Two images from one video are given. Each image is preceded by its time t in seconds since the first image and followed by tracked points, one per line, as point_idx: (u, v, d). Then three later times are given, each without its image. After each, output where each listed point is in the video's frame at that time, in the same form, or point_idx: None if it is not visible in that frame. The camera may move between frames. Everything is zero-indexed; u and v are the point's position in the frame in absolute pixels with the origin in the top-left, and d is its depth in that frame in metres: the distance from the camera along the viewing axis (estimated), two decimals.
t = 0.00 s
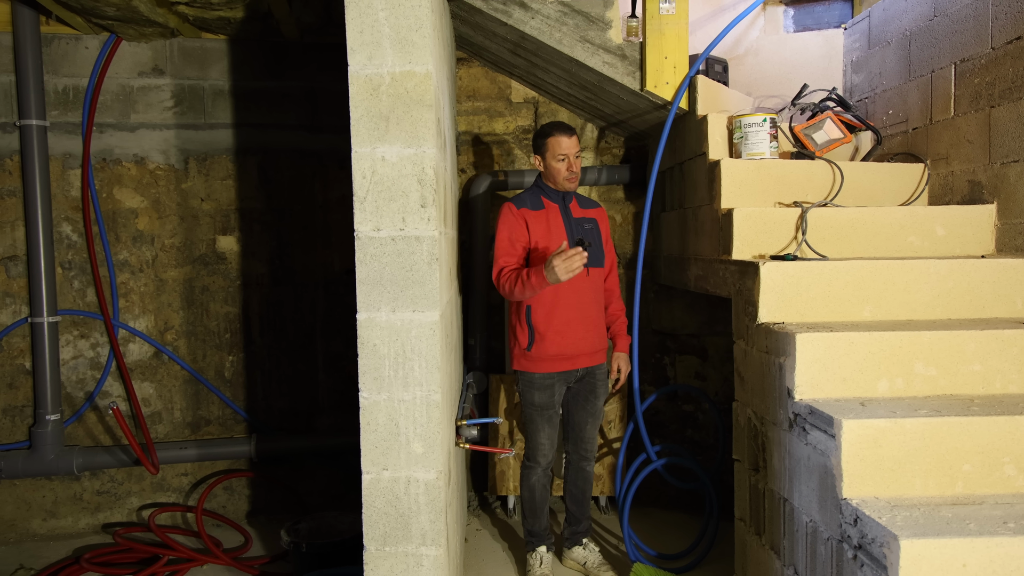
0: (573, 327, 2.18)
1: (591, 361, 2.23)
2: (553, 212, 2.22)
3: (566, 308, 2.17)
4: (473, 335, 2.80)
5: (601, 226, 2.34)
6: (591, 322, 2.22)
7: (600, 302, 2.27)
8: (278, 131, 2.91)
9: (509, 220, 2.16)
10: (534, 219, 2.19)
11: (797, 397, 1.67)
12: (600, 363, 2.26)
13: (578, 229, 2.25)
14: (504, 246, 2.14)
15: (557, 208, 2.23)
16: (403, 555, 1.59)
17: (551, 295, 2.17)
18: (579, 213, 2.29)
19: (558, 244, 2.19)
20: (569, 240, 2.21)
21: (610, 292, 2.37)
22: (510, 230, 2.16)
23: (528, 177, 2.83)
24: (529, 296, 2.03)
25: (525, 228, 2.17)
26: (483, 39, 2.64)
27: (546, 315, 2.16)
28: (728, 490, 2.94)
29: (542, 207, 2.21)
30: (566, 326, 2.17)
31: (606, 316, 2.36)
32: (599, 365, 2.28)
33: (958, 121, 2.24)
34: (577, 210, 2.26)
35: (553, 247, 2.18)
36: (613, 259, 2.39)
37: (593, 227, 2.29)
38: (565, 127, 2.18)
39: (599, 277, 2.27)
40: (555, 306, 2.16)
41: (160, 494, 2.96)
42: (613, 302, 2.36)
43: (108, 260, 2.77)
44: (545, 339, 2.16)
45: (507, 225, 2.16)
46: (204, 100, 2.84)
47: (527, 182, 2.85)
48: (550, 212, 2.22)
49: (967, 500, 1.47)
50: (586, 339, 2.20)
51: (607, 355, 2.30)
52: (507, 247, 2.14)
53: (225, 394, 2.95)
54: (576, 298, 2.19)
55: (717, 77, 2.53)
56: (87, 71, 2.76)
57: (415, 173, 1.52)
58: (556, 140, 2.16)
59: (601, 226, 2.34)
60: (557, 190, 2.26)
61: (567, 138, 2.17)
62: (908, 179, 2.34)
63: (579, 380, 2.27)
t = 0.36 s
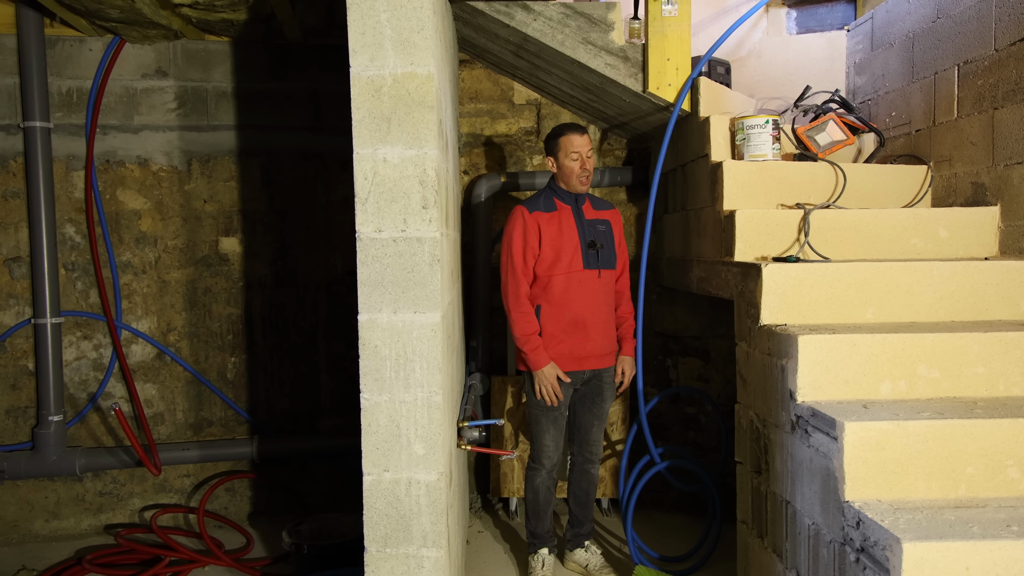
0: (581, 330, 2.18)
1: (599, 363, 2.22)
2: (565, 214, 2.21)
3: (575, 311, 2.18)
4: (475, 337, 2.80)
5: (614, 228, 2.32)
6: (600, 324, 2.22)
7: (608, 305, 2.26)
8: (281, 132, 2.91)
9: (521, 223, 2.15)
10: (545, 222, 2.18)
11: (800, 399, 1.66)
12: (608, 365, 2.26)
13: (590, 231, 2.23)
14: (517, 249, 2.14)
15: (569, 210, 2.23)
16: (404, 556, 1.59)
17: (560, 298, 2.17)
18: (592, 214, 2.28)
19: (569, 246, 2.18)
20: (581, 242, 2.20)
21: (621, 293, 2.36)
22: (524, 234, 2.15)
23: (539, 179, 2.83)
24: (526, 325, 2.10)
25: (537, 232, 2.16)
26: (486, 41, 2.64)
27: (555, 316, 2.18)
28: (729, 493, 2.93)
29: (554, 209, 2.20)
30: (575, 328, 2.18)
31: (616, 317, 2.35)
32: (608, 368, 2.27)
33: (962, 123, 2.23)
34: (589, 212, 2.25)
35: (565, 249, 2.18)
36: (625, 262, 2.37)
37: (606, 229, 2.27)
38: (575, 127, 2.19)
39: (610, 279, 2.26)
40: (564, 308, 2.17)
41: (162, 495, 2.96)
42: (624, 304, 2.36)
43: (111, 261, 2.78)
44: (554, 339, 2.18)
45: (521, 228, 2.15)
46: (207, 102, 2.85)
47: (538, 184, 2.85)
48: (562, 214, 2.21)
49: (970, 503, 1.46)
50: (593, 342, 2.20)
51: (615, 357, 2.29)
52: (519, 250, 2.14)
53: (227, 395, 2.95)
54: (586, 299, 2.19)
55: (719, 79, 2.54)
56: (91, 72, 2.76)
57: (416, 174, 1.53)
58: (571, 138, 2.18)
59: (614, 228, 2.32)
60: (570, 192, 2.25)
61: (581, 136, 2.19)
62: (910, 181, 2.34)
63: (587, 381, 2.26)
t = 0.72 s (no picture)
0: (579, 332, 2.17)
1: (596, 367, 2.20)
2: (567, 215, 2.20)
3: (573, 312, 2.17)
4: (476, 338, 2.79)
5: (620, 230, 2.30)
6: (600, 327, 2.20)
7: (610, 308, 2.24)
8: (283, 132, 2.91)
9: (523, 222, 2.18)
10: (546, 222, 2.18)
11: (802, 402, 1.65)
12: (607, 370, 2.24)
13: (593, 232, 2.22)
14: (519, 249, 2.16)
15: (572, 211, 2.22)
16: (403, 558, 1.58)
17: (559, 299, 2.17)
18: (596, 216, 2.26)
19: (570, 247, 2.18)
20: (582, 243, 2.20)
21: (626, 296, 2.34)
22: (524, 233, 2.17)
23: (542, 180, 2.83)
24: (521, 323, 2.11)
25: (537, 231, 2.17)
26: (489, 42, 2.63)
27: (554, 317, 2.17)
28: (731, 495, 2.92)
29: (556, 210, 2.20)
30: (573, 330, 2.17)
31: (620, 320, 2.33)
32: (607, 372, 2.25)
33: (965, 125, 2.22)
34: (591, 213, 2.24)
35: (564, 250, 2.17)
36: (631, 265, 2.35)
37: (610, 231, 2.26)
38: (573, 125, 2.20)
39: (613, 281, 2.25)
40: (563, 310, 2.17)
41: (162, 495, 2.96)
42: (627, 307, 2.33)
43: (112, 261, 2.78)
44: (551, 340, 2.17)
45: (521, 227, 2.18)
46: (209, 101, 2.85)
47: (543, 186, 2.85)
48: (563, 215, 2.20)
49: (973, 507, 1.45)
50: (590, 346, 2.18)
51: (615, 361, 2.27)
52: (521, 249, 2.16)
53: (228, 395, 2.95)
54: (585, 301, 2.18)
55: (723, 80, 2.53)
56: (93, 71, 2.76)
57: (417, 174, 1.52)
58: (570, 135, 2.18)
59: (620, 230, 2.30)
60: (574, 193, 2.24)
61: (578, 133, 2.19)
62: (914, 183, 2.33)
63: (587, 384, 2.26)
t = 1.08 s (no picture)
0: (577, 332, 2.17)
1: (596, 366, 2.20)
2: (563, 215, 2.20)
3: (572, 312, 2.17)
4: (475, 337, 2.79)
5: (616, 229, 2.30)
6: (598, 326, 2.20)
7: (609, 307, 2.23)
8: (283, 130, 2.91)
9: (518, 224, 2.18)
10: (542, 223, 2.18)
11: (800, 403, 1.65)
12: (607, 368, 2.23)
13: (589, 231, 2.22)
14: (515, 250, 2.17)
15: (568, 211, 2.22)
16: (400, 557, 1.58)
17: (557, 299, 2.17)
18: (593, 215, 2.26)
19: (567, 246, 2.18)
20: (579, 242, 2.20)
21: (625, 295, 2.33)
22: (520, 234, 2.18)
23: (539, 180, 2.83)
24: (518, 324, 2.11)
25: (533, 232, 2.17)
26: (490, 41, 2.63)
27: (551, 317, 2.17)
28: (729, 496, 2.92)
29: (552, 210, 2.20)
30: (572, 329, 2.17)
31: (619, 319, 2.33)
32: (606, 371, 2.25)
33: (966, 127, 2.22)
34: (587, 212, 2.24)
35: (561, 250, 2.17)
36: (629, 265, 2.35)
37: (606, 230, 2.25)
38: (566, 124, 2.20)
39: (610, 280, 2.24)
40: (561, 310, 2.17)
41: (161, 493, 2.96)
42: (626, 306, 2.33)
43: (112, 258, 2.78)
44: (549, 340, 2.17)
45: (517, 229, 2.19)
46: (210, 99, 2.85)
47: (540, 185, 2.84)
48: (560, 215, 2.20)
49: (972, 510, 1.45)
50: (589, 345, 2.18)
51: (614, 360, 2.26)
52: (516, 250, 2.17)
53: (227, 393, 2.95)
54: (584, 301, 2.18)
55: (724, 81, 2.53)
56: (94, 68, 2.76)
57: (416, 172, 1.52)
58: (560, 134, 2.19)
59: (617, 229, 2.30)
60: (570, 191, 2.24)
61: (570, 131, 2.19)
62: (915, 184, 2.32)
63: (585, 384, 2.26)
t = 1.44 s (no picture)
0: (576, 331, 2.17)
1: (594, 364, 2.20)
2: (558, 215, 2.20)
3: (570, 312, 2.17)
4: (475, 336, 2.79)
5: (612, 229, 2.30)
6: (596, 325, 2.20)
7: (605, 307, 2.23)
8: (283, 129, 2.91)
9: (514, 224, 2.18)
10: (538, 223, 2.17)
11: (799, 402, 1.65)
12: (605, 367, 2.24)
13: (585, 231, 2.22)
14: (510, 251, 2.17)
15: (564, 210, 2.22)
16: (399, 555, 1.58)
17: (555, 298, 2.17)
18: (589, 214, 2.26)
19: (563, 246, 2.18)
20: (575, 241, 2.20)
21: (621, 294, 2.34)
22: (516, 234, 2.17)
23: (534, 179, 2.82)
24: (513, 324, 2.11)
25: (530, 232, 2.17)
26: (489, 40, 2.63)
27: (549, 317, 2.17)
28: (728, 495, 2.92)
29: (548, 209, 2.20)
30: (570, 329, 2.17)
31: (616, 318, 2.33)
32: (604, 369, 2.25)
33: (965, 127, 2.22)
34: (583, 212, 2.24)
35: (558, 249, 2.17)
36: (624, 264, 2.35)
37: (602, 229, 2.26)
38: (560, 124, 2.20)
39: (607, 279, 2.25)
40: (558, 310, 2.17)
41: (160, 491, 2.96)
42: (623, 304, 2.33)
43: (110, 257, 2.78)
44: (547, 340, 2.17)
45: (513, 229, 2.18)
46: (209, 98, 2.85)
47: (535, 184, 2.84)
48: (556, 214, 2.20)
49: (970, 509, 1.45)
50: (587, 343, 2.18)
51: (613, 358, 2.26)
52: (510, 251, 2.17)
53: (226, 392, 2.95)
54: (581, 300, 2.18)
55: (723, 80, 2.53)
56: (93, 67, 2.76)
57: (416, 172, 1.52)
58: (554, 134, 2.19)
59: (613, 228, 2.31)
60: (566, 191, 2.24)
61: (565, 131, 2.19)
62: (914, 184, 2.32)
63: (584, 383, 2.26)
